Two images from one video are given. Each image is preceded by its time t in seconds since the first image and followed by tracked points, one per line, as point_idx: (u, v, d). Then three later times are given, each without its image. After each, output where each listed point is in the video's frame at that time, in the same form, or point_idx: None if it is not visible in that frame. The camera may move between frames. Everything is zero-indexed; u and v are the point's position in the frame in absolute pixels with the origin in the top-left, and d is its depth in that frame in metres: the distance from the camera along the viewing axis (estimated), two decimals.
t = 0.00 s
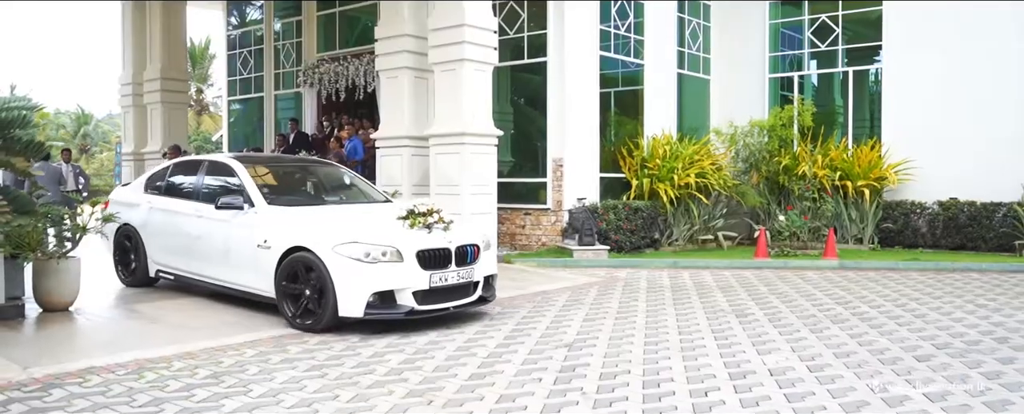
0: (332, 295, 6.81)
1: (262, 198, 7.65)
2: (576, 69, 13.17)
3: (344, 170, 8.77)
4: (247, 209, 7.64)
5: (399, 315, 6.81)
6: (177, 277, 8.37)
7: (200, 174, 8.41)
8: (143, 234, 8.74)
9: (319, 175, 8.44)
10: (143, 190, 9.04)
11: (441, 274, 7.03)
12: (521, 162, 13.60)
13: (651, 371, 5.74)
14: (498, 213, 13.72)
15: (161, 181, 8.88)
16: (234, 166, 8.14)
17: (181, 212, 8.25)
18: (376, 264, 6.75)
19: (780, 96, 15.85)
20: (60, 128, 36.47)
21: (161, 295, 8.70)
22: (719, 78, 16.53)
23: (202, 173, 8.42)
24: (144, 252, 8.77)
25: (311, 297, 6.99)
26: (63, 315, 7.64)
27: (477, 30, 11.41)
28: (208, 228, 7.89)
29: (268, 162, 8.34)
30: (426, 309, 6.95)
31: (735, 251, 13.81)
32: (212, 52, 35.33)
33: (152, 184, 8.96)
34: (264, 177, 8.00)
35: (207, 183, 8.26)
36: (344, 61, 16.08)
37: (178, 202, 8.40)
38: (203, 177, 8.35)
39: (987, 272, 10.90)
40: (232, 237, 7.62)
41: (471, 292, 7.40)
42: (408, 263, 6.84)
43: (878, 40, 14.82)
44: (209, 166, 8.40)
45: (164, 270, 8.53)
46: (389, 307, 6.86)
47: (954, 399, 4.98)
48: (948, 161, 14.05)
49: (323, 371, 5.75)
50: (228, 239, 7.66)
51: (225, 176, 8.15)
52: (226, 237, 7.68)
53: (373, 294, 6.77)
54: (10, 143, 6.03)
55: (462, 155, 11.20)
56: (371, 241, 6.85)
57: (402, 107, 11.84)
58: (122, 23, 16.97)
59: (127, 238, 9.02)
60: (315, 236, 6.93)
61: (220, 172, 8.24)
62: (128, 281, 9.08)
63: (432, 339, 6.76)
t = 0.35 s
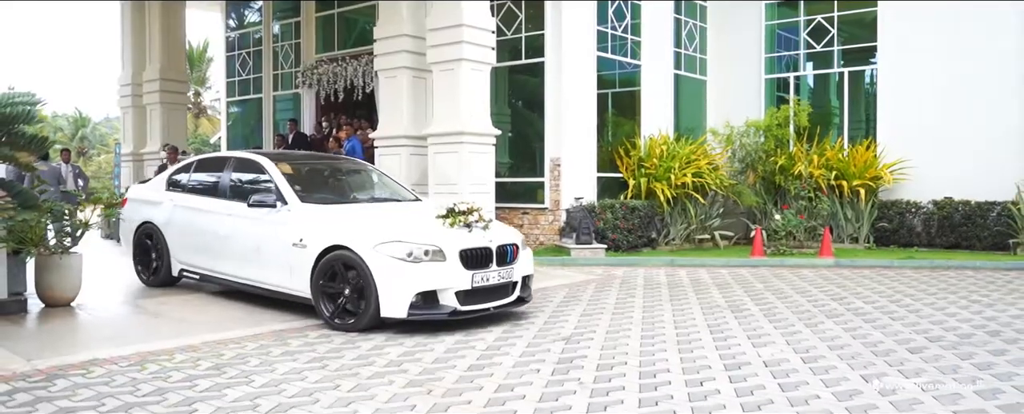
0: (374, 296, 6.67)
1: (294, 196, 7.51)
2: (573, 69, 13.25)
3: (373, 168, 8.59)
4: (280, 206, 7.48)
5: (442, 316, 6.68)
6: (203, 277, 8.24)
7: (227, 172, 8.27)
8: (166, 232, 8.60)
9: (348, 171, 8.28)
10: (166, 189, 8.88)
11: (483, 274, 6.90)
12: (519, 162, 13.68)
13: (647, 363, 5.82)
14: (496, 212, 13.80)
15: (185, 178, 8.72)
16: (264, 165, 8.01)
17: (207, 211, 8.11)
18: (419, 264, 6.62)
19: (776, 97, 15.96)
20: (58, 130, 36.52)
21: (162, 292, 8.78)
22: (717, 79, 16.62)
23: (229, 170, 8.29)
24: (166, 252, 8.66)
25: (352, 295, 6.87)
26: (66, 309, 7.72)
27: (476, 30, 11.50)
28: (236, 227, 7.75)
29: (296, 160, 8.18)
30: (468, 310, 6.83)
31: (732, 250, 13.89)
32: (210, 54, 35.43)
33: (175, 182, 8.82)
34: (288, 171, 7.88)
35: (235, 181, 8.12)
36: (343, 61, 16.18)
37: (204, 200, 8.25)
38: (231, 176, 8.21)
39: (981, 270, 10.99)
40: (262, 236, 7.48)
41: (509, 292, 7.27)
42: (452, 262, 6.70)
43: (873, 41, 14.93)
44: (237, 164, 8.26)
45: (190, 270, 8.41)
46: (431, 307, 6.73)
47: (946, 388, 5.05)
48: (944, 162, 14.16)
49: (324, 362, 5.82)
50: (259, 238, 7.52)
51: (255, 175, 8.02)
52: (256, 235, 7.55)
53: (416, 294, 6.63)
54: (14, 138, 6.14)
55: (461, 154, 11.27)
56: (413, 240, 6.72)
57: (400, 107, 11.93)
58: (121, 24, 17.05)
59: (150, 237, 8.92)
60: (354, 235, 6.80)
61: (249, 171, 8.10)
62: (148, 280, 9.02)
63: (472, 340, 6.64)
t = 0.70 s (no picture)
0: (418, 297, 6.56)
1: (328, 196, 7.39)
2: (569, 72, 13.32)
3: (400, 169, 8.43)
4: (313, 208, 7.34)
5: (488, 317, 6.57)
6: (228, 280, 8.08)
7: (254, 172, 8.11)
8: (188, 235, 8.42)
9: (376, 172, 8.14)
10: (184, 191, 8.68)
11: (526, 275, 6.79)
12: (515, 167, 13.74)
13: (643, 360, 5.88)
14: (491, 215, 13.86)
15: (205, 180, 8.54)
16: (294, 165, 7.87)
17: (234, 213, 7.95)
18: (463, 264, 6.52)
19: (771, 101, 16.04)
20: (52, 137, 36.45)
21: (160, 294, 8.81)
22: (712, 83, 16.72)
23: (256, 170, 8.12)
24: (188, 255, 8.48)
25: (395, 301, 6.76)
26: (64, 310, 7.74)
27: (472, 34, 11.56)
28: (266, 228, 7.60)
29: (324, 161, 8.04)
30: (512, 311, 6.72)
31: (727, 253, 13.95)
32: (206, 60, 35.43)
33: (195, 184, 8.62)
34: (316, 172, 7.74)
35: (263, 181, 7.97)
36: (339, 66, 16.23)
37: (230, 202, 8.08)
38: (258, 176, 8.05)
39: (974, 271, 11.07)
40: (294, 236, 7.35)
41: (549, 294, 7.17)
42: (496, 263, 6.58)
43: (866, 46, 15.05)
44: (263, 164, 8.12)
45: (213, 273, 8.24)
46: (476, 309, 6.63)
47: (938, 383, 5.10)
48: (938, 164, 14.24)
49: (322, 360, 5.87)
50: (290, 239, 7.38)
51: (285, 175, 7.89)
52: (287, 236, 7.41)
53: (461, 296, 6.54)
54: (15, 138, 6.28)
55: (457, 157, 11.32)
56: (457, 240, 6.61)
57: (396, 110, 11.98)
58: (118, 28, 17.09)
59: (169, 240, 8.72)
60: (395, 235, 6.70)
61: (277, 170, 7.96)
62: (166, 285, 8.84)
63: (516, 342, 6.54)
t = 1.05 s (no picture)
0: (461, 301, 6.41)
1: (356, 199, 7.24)
2: (552, 76, 13.39)
3: (421, 172, 8.28)
4: (342, 210, 7.18)
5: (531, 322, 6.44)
6: (246, 286, 7.82)
7: (273, 173, 7.90)
8: (200, 240, 8.15)
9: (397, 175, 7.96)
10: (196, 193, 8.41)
11: (564, 278, 6.69)
12: (498, 170, 13.80)
13: (626, 359, 5.96)
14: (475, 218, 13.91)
15: (219, 181, 8.30)
16: (317, 166, 7.69)
17: (254, 216, 7.73)
18: (504, 267, 6.39)
19: (752, 104, 16.19)
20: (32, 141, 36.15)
21: (144, 296, 8.80)
22: (694, 86, 16.86)
23: (275, 173, 7.89)
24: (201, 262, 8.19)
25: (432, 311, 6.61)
26: (47, 313, 7.72)
27: (456, 37, 11.60)
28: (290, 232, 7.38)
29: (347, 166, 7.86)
30: (551, 315, 6.61)
31: (709, 255, 14.05)
32: (188, 63, 35.29)
33: (207, 186, 8.36)
34: (341, 175, 7.57)
35: (284, 182, 7.78)
36: (323, 68, 16.25)
37: (249, 204, 7.86)
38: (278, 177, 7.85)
39: (951, 272, 11.23)
40: (321, 239, 7.15)
41: (583, 298, 7.07)
42: (537, 265, 6.47)
43: (845, 50, 15.23)
44: (282, 165, 7.91)
45: (229, 280, 7.98)
46: (517, 313, 6.50)
47: (914, 379, 5.20)
48: (916, 167, 14.43)
49: (308, 361, 5.90)
50: (317, 242, 7.17)
51: (307, 177, 7.71)
52: (313, 239, 7.20)
53: (504, 299, 6.41)
54: None
55: (441, 159, 11.36)
56: (499, 242, 6.49)
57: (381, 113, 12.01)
58: (100, 31, 17.02)
59: (179, 244, 8.42)
60: (434, 238, 6.55)
61: (298, 171, 7.78)
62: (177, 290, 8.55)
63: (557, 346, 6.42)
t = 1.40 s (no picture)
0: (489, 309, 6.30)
1: (367, 206, 7.02)
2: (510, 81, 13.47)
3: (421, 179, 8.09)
4: (353, 218, 6.94)
5: (558, 329, 6.34)
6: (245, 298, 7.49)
7: (272, 179, 7.61)
8: (192, 250, 7.76)
9: (401, 183, 7.73)
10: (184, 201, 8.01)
11: (586, 282, 6.59)
12: (455, 175, 13.84)
13: (583, 361, 6.03)
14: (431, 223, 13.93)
15: (209, 188, 7.94)
16: (321, 173, 7.44)
17: (253, 224, 7.42)
18: (530, 273, 6.27)
19: (706, 110, 16.49)
20: None
21: (95, 303, 8.65)
22: (649, 92, 17.09)
23: (275, 180, 7.59)
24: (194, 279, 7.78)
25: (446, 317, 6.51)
26: None
27: (413, 42, 11.60)
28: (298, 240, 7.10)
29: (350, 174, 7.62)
30: (576, 320, 6.52)
31: (665, 259, 14.23)
32: (139, 66, 34.72)
33: (197, 195, 7.98)
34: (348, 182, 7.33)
35: (286, 190, 7.49)
36: (279, 73, 16.12)
37: (247, 212, 7.54)
38: (278, 184, 7.56)
39: (898, 274, 11.54)
40: (331, 247, 6.90)
41: (600, 303, 6.97)
42: (564, 270, 6.37)
43: (795, 58, 15.58)
44: (281, 171, 7.62)
45: (224, 292, 7.64)
46: (542, 319, 6.39)
47: (861, 377, 5.35)
48: (863, 171, 14.80)
49: (264, 366, 5.87)
50: (327, 249, 6.93)
51: (310, 184, 7.44)
52: (322, 246, 6.95)
53: (531, 305, 6.29)
54: None
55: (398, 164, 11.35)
56: (523, 247, 6.36)
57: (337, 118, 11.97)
58: (48, 33, 16.67)
59: (170, 257, 7.96)
60: (458, 245, 6.40)
61: (301, 178, 7.51)
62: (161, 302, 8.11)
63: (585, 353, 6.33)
